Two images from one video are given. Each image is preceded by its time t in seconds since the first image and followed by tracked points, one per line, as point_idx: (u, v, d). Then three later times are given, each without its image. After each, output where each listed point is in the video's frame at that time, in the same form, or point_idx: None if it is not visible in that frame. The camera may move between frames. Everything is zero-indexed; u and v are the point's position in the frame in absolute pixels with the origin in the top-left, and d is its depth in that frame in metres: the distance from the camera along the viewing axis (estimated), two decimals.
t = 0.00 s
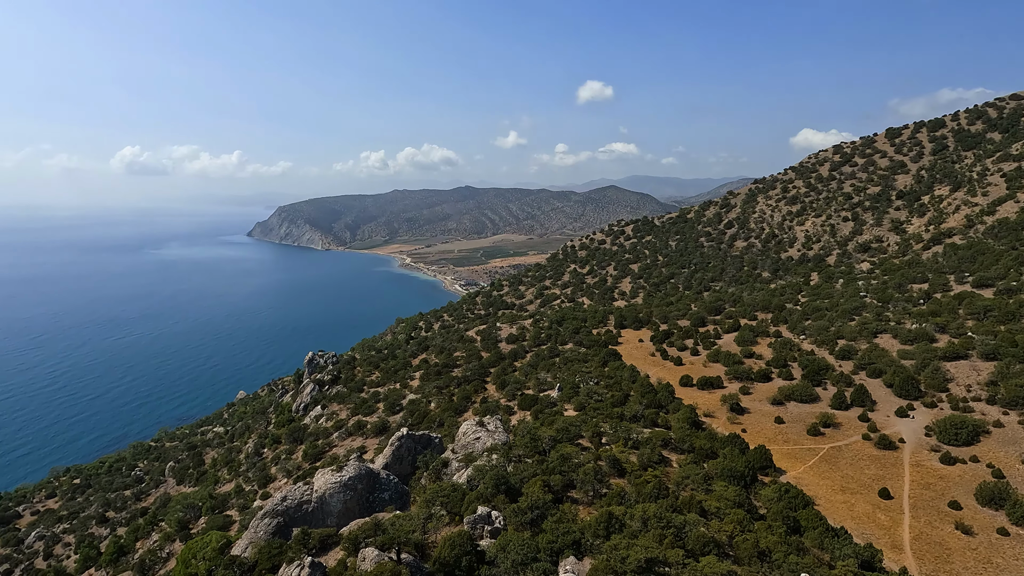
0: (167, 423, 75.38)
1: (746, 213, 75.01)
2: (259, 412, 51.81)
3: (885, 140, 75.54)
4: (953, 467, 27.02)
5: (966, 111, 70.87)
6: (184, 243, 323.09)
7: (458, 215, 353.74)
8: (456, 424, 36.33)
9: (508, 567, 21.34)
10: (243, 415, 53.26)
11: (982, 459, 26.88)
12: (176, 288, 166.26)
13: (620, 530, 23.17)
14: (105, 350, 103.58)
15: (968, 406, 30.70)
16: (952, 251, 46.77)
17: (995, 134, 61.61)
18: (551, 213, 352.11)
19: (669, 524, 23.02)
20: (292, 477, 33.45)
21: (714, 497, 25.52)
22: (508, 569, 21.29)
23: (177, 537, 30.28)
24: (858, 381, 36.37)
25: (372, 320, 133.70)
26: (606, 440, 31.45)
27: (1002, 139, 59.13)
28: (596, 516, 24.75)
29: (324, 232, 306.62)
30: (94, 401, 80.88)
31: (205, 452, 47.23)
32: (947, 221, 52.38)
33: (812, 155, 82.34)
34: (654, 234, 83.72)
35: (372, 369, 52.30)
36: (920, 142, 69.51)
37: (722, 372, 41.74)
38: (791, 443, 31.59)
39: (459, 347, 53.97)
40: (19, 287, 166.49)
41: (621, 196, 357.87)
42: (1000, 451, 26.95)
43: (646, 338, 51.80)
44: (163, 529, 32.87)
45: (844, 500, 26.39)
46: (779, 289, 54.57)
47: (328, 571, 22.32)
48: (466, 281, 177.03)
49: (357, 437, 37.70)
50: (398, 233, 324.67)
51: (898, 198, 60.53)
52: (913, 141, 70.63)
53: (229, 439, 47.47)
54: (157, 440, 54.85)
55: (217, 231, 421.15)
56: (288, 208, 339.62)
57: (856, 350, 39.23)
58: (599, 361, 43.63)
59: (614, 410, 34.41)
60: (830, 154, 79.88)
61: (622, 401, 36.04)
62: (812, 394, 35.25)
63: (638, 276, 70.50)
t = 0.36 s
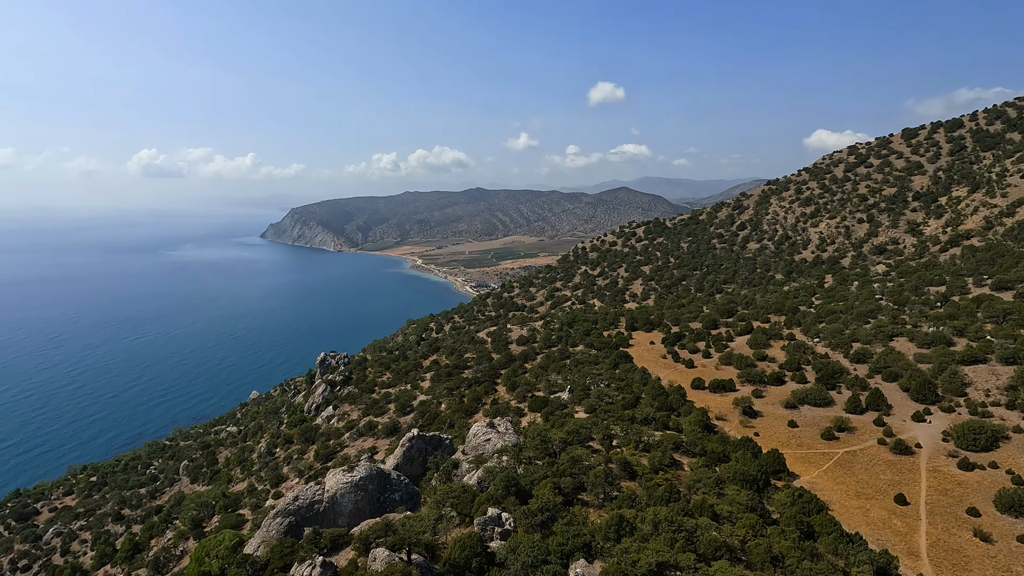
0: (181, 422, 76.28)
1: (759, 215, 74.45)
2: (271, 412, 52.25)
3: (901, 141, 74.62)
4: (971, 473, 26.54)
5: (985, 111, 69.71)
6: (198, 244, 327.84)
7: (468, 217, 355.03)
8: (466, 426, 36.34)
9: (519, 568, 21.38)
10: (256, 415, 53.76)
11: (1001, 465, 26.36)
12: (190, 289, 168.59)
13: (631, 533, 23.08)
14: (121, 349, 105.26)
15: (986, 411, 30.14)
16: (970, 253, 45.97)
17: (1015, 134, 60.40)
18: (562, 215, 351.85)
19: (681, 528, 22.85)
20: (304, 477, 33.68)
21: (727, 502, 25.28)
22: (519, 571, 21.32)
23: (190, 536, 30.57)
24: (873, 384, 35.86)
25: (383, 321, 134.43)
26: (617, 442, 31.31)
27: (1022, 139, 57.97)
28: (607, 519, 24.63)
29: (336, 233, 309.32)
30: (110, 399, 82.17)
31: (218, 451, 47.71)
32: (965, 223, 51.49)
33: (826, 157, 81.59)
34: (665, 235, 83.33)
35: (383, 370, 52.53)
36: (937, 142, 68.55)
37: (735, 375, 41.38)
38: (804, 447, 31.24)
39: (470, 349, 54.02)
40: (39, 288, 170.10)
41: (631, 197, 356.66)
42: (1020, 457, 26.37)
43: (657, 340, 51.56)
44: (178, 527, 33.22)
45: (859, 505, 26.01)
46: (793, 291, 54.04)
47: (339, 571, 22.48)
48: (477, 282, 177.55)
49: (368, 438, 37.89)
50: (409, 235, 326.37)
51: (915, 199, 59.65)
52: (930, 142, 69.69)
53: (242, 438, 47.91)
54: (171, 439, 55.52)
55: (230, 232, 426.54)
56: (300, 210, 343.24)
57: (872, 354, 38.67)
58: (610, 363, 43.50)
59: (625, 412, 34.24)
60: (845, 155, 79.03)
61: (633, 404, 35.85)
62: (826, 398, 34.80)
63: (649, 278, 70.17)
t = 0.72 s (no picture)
0: (195, 420, 77.25)
1: (773, 215, 73.81)
2: (284, 411, 52.72)
3: (919, 140, 73.49)
4: (990, 479, 26.02)
5: (1006, 109, 68.35)
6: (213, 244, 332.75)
7: (479, 217, 355.94)
8: (477, 426, 36.39)
9: (529, 569, 21.42)
10: (269, 413, 54.30)
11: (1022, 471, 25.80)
12: (204, 288, 170.88)
13: (643, 536, 22.99)
14: (137, 348, 107.04)
15: (1007, 415, 29.53)
16: (990, 254, 45.09)
17: None
18: (573, 215, 351.31)
19: (692, 531, 22.70)
20: (316, 476, 33.95)
21: (739, 505, 25.07)
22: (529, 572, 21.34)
23: (205, 532, 30.93)
24: (889, 388, 35.35)
25: (395, 321, 135.08)
26: (628, 444, 31.14)
27: None
28: (618, 520, 24.56)
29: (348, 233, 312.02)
30: (127, 397, 83.58)
31: (232, 449, 48.29)
32: (984, 223, 50.49)
33: (842, 156, 80.67)
34: (678, 236, 82.92)
35: (395, 370, 52.80)
36: (957, 142, 67.40)
37: (748, 377, 41.01)
38: (819, 450, 30.85)
39: (481, 349, 54.10)
40: (59, 287, 173.79)
41: (643, 198, 355.16)
42: None
43: (669, 341, 51.26)
44: (192, 523, 33.66)
45: (875, 510, 25.64)
46: (808, 293, 53.43)
47: (350, 570, 22.64)
48: (488, 283, 177.79)
49: (380, 437, 38.08)
50: (421, 235, 328.12)
51: (933, 200, 58.66)
52: (949, 141, 68.57)
53: (256, 436, 48.42)
54: (187, 437, 56.28)
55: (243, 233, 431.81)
56: (314, 210, 346.93)
57: (888, 356, 38.12)
58: (622, 365, 43.32)
59: (636, 414, 34.07)
60: (861, 155, 78.00)
61: (645, 405, 35.69)
62: (841, 401, 34.37)
63: (661, 279, 69.81)
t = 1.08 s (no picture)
0: (212, 417, 78.47)
1: (790, 215, 73.09)
2: (299, 408, 53.30)
3: (940, 139, 72.16)
4: (1013, 484, 25.42)
5: None
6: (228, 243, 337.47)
7: (491, 217, 356.56)
8: (489, 425, 36.43)
9: (541, 569, 21.42)
10: (284, 410, 54.90)
11: None
12: (220, 287, 173.46)
13: (655, 537, 22.92)
14: (155, 344, 108.99)
15: None
16: (1014, 254, 44.05)
17: None
18: (586, 215, 350.41)
19: (706, 533, 22.56)
20: (330, 473, 34.26)
21: (753, 507, 24.81)
22: (541, 572, 21.36)
23: (221, 527, 31.37)
24: (908, 390, 34.77)
25: (408, 320, 135.56)
26: (641, 445, 30.98)
27: None
28: (630, 522, 24.48)
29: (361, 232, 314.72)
30: (146, 393, 85.15)
31: (248, 446, 48.91)
32: (1008, 223, 49.30)
33: (860, 155, 79.53)
34: (692, 236, 82.42)
35: (408, 369, 53.10)
36: (979, 140, 66.02)
37: (763, 378, 40.60)
38: (835, 453, 30.43)
39: (494, 348, 54.18)
40: (80, 284, 177.59)
41: (657, 198, 352.97)
42: None
43: (683, 342, 50.87)
44: (209, 518, 34.18)
45: (892, 514, 25.22)
46: (824, 294, 52.73)
47: (363, 567, 22.82)
48: (501, 282, 178.01)
49: (392, 435, 38.33)
50: (435, 234, 329.62)
51: (955, 199, 57.47)
52: (971, 140, 67.21)
53: (270, 433, 48.99)
54: (203, 433, 57.10)
55: (257, 232, 437.11)
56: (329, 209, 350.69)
57: (907, 359, 37.48)
58: (635, 365, 43.12)
59: (649, 415, 33.90)
60: (880, 154, 76.81)
61: (658, 406, 35.49)
62: (859, 404, 33.87)
63: (675, 279, 69.37)
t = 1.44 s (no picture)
0: (229, 413, 79.74)
1: (807, 215, 72.23)
2: (314, 405, 53.88)
3: (963, 136, 70.67)
4: None
5: None
6: (244, 242, 341.83)
7: (505, 216, 356.96)
8: (502, 424, 36.47)
9: (553, 568, 21.46)
10: (299, 407, 55.55)
11: None
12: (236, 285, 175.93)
13: (669, 538, 22.84)
14: (173, 341, 110.90)
15: None
16: None
17: None
18: (600, 214, 349.16)
19: (720, 535, 22.41)
20: (344, 470, 34.58)
21: (769, 510, 24.55)
22: (553, 571, 21.44)
23: (237, 522, 31.81)
24: (929, 393, 34.13)
25: (422, 319, 135.91)
26: (655, 445, 30.78)
27: None
28: (643, 522, 24.41)
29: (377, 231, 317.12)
30: (164, 388, 86.68)
31: (264, 442, 49.56)
32: None
33: (880, 154, 78.24)
34: (707, 235, 81.83)
35: (421, 367, 53.39)
36: (1005, 137, 64.50)
37: (779, 380, 40.15)
38: (853, 456, 29.98)
39: (507, 347, 54.24)
40: (100, 282, 181.38)
41: (673, 197, 350.48)
42: None
43: (698, 342, 50.47)
44: (226, 513, 34.71)
45: (912, 519, 24.76)
46: (842, 294, 51.95)
47: (377, 564, 23.03)
48: (515, 281, 178.11)
49: (406, 433, 38.58)
50: (449, 233, 330.97)
51: (978, 198, 56.23)
52: (996, 137, 65.72)
53: (286, 430, 49.58)
54: (221, 428, 57.99)
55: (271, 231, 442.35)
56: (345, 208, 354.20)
57: (928, 361, 36.79)
58: (649, 365, 42.88)
59: (663, 415, 33.71)
60: (902, 152, 75.31)
61: (672, 407, 35.24)
62: (877, 406, 33.35)
63: (690, 278, 68.86)
